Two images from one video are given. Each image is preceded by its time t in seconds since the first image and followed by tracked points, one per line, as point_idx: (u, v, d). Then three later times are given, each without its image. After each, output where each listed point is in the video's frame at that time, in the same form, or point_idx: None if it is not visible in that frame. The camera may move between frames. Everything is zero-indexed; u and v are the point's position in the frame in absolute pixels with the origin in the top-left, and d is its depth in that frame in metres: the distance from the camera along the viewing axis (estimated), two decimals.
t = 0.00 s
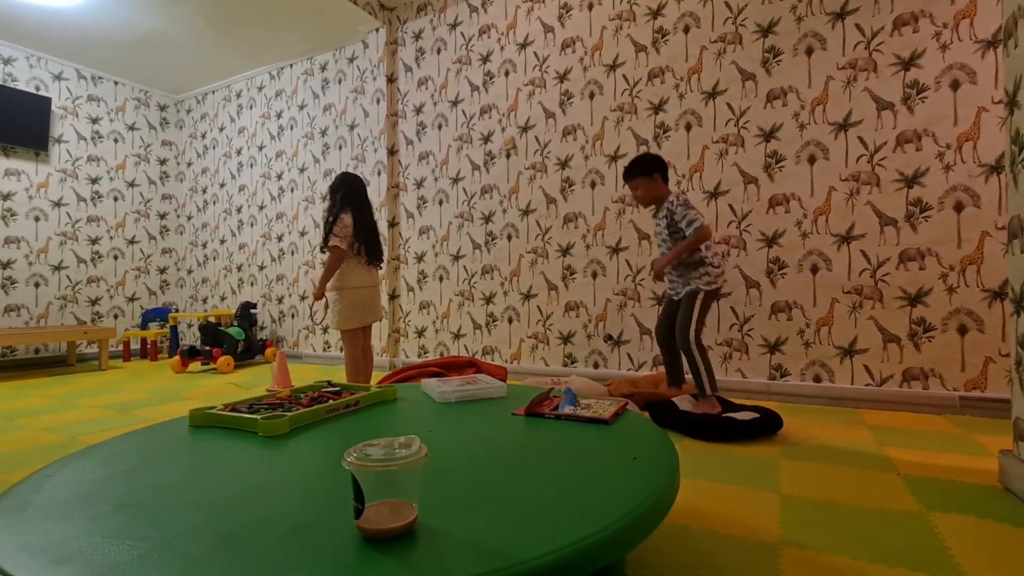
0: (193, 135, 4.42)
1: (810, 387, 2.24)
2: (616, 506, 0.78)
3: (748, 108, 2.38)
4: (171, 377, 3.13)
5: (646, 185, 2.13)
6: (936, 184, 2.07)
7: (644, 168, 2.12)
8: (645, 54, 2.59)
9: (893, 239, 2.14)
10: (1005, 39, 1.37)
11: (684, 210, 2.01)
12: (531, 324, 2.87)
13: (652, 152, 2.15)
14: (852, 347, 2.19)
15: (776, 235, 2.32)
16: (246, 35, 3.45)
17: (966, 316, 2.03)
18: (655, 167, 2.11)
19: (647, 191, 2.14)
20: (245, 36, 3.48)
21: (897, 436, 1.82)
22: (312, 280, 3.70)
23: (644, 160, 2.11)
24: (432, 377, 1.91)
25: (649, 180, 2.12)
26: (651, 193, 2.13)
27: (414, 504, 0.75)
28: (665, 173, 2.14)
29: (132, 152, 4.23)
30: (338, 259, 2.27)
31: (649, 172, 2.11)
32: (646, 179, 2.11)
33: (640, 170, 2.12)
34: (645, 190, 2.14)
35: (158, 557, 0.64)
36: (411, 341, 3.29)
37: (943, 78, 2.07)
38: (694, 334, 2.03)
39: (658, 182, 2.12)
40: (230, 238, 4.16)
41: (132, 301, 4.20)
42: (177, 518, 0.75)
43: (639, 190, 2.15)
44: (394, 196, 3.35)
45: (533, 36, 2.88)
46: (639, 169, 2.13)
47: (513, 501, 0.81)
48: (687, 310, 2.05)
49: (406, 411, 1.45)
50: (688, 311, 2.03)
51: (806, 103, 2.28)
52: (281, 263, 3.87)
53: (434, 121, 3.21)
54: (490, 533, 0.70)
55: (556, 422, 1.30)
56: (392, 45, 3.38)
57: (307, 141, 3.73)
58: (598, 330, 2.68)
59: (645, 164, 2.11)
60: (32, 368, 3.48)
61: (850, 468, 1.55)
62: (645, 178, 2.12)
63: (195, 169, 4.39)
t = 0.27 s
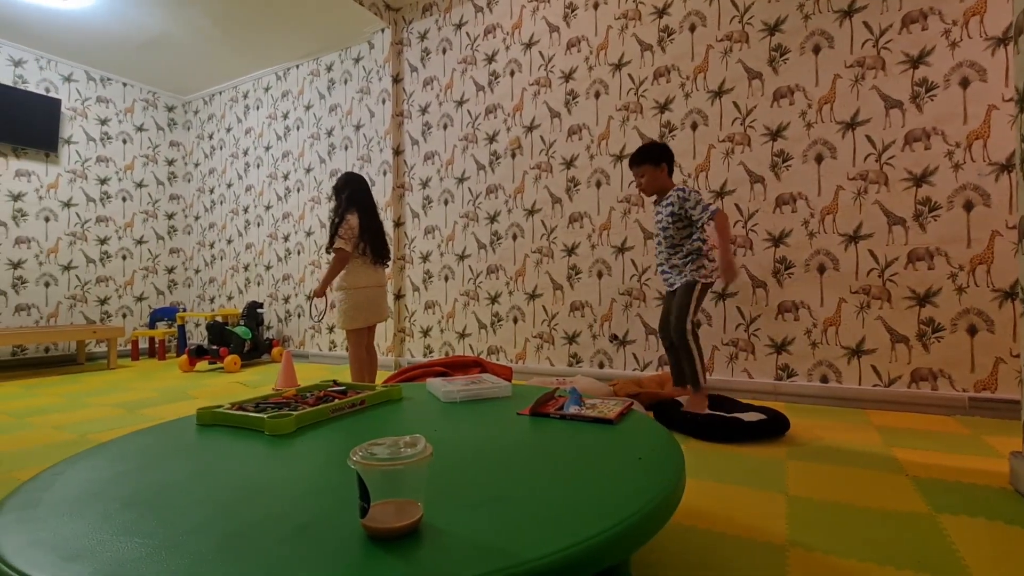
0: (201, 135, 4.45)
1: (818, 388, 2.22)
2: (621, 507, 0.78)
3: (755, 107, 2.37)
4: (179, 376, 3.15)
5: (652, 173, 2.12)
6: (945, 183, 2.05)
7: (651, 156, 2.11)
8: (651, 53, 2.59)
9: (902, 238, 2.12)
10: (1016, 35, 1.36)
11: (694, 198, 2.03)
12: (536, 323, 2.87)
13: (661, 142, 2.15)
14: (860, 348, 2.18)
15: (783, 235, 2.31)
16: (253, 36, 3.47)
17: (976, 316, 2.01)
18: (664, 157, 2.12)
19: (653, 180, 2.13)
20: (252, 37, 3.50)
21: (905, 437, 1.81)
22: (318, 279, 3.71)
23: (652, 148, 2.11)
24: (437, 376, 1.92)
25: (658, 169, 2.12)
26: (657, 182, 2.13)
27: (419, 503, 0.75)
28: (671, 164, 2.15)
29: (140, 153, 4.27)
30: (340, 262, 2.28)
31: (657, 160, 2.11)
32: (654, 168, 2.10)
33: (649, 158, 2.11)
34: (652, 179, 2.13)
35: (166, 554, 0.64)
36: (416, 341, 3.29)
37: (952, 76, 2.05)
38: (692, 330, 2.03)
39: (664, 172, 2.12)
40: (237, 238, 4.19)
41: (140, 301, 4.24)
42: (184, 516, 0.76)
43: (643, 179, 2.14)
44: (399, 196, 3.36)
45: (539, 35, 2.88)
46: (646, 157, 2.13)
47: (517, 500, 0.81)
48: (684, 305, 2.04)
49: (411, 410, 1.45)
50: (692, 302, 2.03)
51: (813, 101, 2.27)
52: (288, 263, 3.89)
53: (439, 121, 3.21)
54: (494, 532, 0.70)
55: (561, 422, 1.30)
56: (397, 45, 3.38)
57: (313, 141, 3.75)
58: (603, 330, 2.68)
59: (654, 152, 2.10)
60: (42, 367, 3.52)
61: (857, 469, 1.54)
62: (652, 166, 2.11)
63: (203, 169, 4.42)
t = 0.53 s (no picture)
0: (205, 136, 4.46)
1: (822, 389, 2.21)
2: (624, 507, 0.78)
3: (759, 106, 2.36)
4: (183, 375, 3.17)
5: (663, 168, 2.13)
6: (951, 182, 2.04)
7: (659, 151, 2.12)
8: (655, 52, 2.58)
9: (907, 238, 2.11)
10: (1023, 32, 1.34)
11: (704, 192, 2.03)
12: (539, 323, 2.87)
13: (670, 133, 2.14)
14: (865, 348, 2.17)
15: (787, 234, 2.30)
16: (257, 37, 3.49)
17: (982, 316, 2.00)
18: (673, 150, 2.12)
19: (663, 175, 2.14)
20: (256, 38, 3.51)
21: (911, 438, 1.80)
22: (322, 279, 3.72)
23: (662, 141, 2.12)
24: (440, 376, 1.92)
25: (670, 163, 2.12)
26: (668, 178, 2.14)
27: (422, 502, 0.75)
28: (681, 156, 2.15)
29: (145, 153, 4.29)
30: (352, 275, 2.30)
31: (668, 155, 2.12)
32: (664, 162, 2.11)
33: (659, 152, 2.12)
34: (662, 173, 2.14)
35: (170, 552, 0.65)
36: (420, 341, 3.30)
37: (958, 75, 2.04)
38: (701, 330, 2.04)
39: (675, 166, 2.12)
40: (241, 238, 4.20)
41: (145, 301, 4.26)
42: (188, 514, 0.76)
43: (654, 174, 2.15)
44: (402, 196, 3.37)
45: (542, 35, 2.88)
46: (655, 152, 2.14)
47: (521, 499, 0.81)
48: (692, 303, 2.07)
49: (414, 410, 1.45)
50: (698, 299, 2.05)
51: (817, 101, 2.26)
52: (291, 263, 3.90)
53: (442, 121, 3.21)
54: (498, 532, 0.70)
55: (564, 422, 1.30)
56: (401, 45, 3.39)
57: (317, 142, 3.76)
58: (606, 330, 2.67)
59: (662, 146, 2.11)
60: (48, 366, 3.54)
61: (861, 470, 1.54)
62: (661, 161, 2.12)
63: (207, 170, 4.44)
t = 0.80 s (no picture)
0: (216, 137, 4.51)
1: (833, 390, 2.19)
2: (631, 507, 0.78)
3: (768, 105, 2.34)
4: (194, 374, 3.20)
5: (668, 167, 2.11)
6: (965, 181, 2.01)
7: (664, 150, 2.10)
8: (663, 51, 2.57)
9: (920, 238, 2.08)
10: None
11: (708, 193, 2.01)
12: (546, 323, 2.87)
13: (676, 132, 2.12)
14: (876, 349, 2.14)
15: (797, 234, 2.28)
16: (267, 39, 3.52)
17: (997, 317, 1.97)
18: (676, 151, 2.10)
19: (669, 174, 2.13)
20: (266, 40, 3.54)
21: (923, 440, 1.78)
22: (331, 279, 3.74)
23: (668, 141, 2.10)
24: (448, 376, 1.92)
25: (675, 163, 2.11)
26: (674, 177, 2.12)
27: (429, 501, 0.75)
28: (687, 156, 2.14)
29: (157, 154, 4.34)
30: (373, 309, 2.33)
31: (674, 155, 2.10)
32: (668, 164, 2.10)
33: (664, 153, 2.10)
34: (668, 173, 2.13)
35: (180, 548, 0.65)
36: (427, 341, 3.31)
37: (972, 73, 2.01)
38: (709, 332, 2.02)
39: (682, 165, 2.11)
40: (251, 238, 4.24)
41: (156, 300, 4.31)
42: (198, 511, 0.77)
43: (660, 173, 2.14)
44: (410, 197, 3.38)
45: (550, 35, 2.88)
46: (661, 151, 2.12)
47: (527, 499, 0.81)
48: (698, 305, 2.05)
49: (422, 409, 1.46)
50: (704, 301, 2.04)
51: (828, 99, 2.24)
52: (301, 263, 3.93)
53: (450, 121, 3.22)
54: (505, 531, 0.70)
55: (571, 422, 1.30)
56: (409, 46, 3.40)
57: (326, 142, 3.78)
58: (614, 330, 2.67)
59: (666, 147, 2.09)
60: (62, 364, 3.59)
61: (873, 473, 1.52)
62: (667, 161, 2.11)
63: (218, 170, 4.48)
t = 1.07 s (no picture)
0: (226, 137, 4.55)
1: (844, 392, 2.17)
2: (639, 508, 0.78)
3: (779, 104, 2.32)
4: (205, 372, 3.23)
5: (645, 183, 2.15)
6: (979, 181, 1.98)
7: (641, 168, 2.15)
8: (672, 51, 2.56)
9: (933, 238, 2.06)
10: None
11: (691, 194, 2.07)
12: (554, 324, 2.86)
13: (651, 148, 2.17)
14: (888, 351, 2.12)
15: (807, 234, 2.26)
16: (277, 40, 3.54)
17: (1012, 319, 1.94)
18: (654, 167, 2.14)
19: (648, 189, 2.16)
20: (275, 41, 3.57)
21: (936, 443, 1.75)
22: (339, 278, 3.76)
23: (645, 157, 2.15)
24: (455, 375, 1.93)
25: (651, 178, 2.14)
26: (653, 191, 2.16)
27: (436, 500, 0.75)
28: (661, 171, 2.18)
29: (169, 155, 4.39)
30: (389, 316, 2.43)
31: (649, 169, 2.14)
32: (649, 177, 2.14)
33: (642, 170, 2.14)
34: (647, 188, 2.16)
35: (191, 544, 0.66)
36: (435, 340, 3.32)
37: (988, 70, 1.98)
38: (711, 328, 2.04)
39: (659, 179, 2.15)
40: (261, 238, 4.27)
41: (168, 299, 4.36)
42: (208, 507, 0.78)
43: (638, 189, 2.17)
44: (419, 197, 3.39)
45: (558, 35, 2.88)
46: (636, 169, 2.16)
47: (534, 499, 0.81)
48: (702, 302, 2.06)
49: (429, 408, 1.46)
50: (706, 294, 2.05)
51: (839, 98, 2.21)
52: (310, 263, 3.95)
53: (458, 121, 3.23)
54: (512, 530, 0.70)
55: (579, 422, 1.29)
56: (418, 47, 3.41)
57: (335, 143, 3.81)
58: (622, 330, 2.66)
59: (642, 165, 2.14)
60: (75, 362, 3.65)
61: (885, 476, 1.50)
62: (644, 177, 2.14)
63: (228, 171, 4.52)
